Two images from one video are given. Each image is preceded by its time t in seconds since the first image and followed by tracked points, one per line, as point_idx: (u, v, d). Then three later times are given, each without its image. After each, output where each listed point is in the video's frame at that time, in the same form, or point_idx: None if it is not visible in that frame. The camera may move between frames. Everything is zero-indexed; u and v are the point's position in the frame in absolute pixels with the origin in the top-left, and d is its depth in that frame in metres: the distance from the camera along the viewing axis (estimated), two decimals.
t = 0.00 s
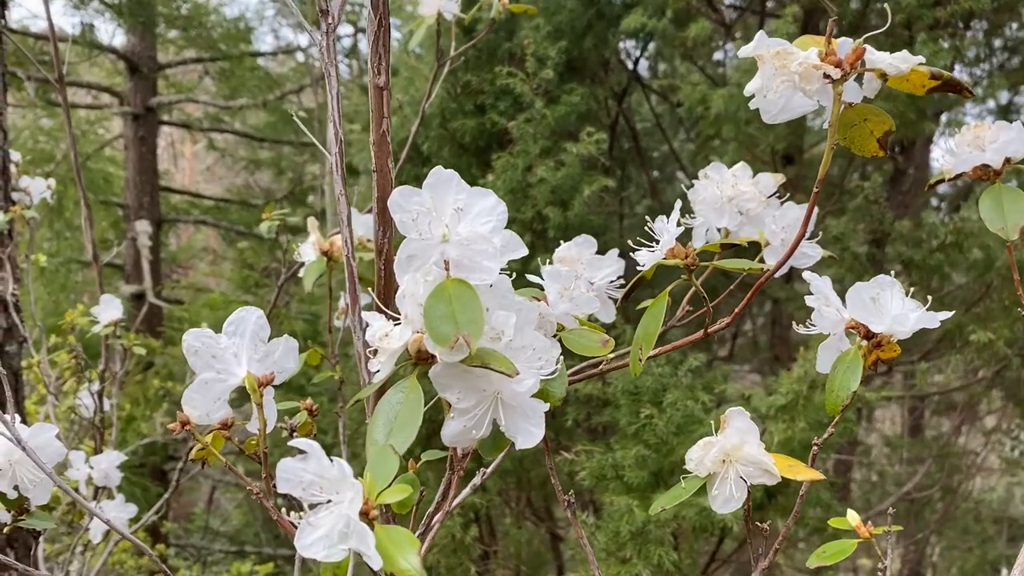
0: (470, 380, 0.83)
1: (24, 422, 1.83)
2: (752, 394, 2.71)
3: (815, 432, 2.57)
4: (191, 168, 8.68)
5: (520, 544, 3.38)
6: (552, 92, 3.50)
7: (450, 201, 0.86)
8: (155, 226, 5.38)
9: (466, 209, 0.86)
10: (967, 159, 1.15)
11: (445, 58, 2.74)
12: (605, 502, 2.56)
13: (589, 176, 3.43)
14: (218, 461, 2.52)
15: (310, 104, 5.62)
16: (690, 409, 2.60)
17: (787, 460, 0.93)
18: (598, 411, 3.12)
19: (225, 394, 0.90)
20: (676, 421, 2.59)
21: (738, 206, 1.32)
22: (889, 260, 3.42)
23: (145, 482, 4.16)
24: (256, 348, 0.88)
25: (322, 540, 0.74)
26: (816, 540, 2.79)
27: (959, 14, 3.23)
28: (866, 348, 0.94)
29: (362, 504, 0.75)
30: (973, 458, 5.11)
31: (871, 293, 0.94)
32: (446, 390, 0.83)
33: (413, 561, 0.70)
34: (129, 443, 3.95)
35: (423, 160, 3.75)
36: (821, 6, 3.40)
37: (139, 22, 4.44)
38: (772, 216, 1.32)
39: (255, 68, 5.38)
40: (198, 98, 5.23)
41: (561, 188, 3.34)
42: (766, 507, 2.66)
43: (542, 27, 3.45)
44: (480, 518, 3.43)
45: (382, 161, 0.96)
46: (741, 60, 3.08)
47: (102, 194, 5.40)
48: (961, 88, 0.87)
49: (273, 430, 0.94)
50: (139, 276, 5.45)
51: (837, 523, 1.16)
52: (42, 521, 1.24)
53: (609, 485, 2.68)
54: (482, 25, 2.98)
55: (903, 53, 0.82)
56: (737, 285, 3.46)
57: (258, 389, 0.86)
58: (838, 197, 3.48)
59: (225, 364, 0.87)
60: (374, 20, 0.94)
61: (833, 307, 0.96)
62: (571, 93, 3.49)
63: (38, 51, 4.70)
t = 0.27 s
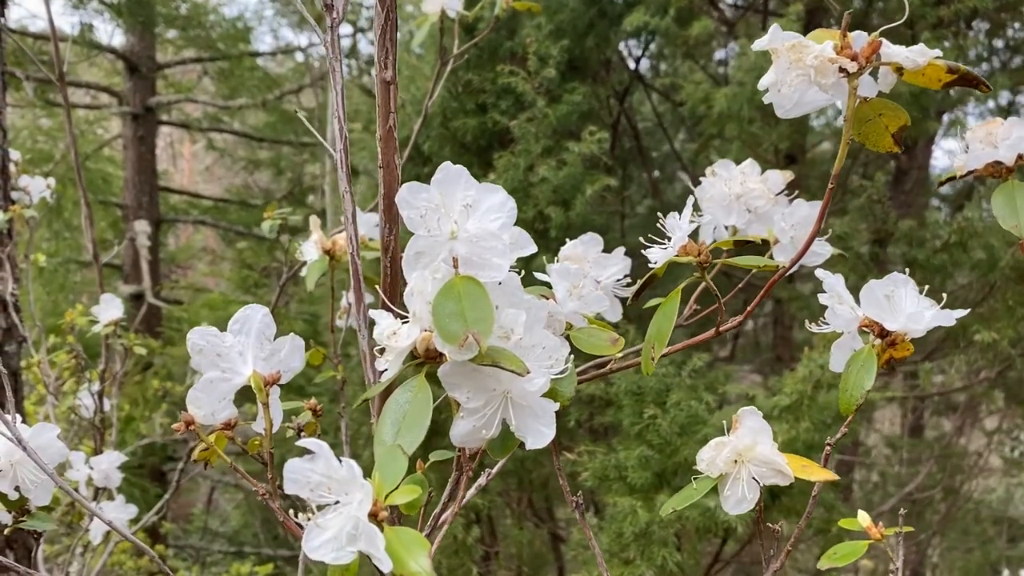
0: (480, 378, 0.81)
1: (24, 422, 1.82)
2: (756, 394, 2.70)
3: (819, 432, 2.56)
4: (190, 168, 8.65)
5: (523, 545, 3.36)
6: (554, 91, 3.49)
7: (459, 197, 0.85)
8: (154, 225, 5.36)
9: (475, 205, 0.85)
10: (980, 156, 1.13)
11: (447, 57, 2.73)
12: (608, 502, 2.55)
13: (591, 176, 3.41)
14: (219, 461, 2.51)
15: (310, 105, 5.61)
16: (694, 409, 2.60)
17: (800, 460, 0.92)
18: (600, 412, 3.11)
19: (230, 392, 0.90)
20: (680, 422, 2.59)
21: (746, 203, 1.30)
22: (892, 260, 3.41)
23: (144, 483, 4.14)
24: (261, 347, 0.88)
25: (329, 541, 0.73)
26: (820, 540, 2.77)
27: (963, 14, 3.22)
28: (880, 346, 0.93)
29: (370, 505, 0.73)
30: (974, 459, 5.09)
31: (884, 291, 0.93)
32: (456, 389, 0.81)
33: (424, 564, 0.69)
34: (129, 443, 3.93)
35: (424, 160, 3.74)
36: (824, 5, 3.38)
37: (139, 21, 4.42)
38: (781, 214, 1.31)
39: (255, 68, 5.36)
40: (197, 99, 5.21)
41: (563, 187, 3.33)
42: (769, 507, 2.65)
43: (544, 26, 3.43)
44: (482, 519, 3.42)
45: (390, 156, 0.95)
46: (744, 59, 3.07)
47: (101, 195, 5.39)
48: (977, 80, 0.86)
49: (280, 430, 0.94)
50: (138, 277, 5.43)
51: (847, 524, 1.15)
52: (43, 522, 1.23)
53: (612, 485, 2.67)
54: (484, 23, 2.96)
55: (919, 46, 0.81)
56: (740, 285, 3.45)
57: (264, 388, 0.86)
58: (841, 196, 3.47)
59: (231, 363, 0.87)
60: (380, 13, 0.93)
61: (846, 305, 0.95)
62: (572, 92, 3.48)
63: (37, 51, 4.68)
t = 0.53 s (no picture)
0: (494, 379, 0.80)
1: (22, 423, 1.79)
2: (762, 394, 2.69)
3: (825, 432, 2.54)
4: (188, 170, 8.64)
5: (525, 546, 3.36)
6: (556, 90, 3.47)
7: (474, 192, 0.83)
8: (153, 226, 5.33)
9: (489, 201, 0.83)
10: (997, 153, 1.12)
11: (450, 55, 2.71)
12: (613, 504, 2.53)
13: (594, 175, 3.39)
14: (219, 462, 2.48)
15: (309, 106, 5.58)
16: (699, 410, 2.59)
17: (820, 461, 0.90)
18: (604, 412, 3.09)
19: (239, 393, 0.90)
20: (685, 422, 2.57)
21: (758, 200, 1.29)
22: (896, 259, 3.39)
23: (142, 484, 4.11)
24: (271, 346, 0.88)
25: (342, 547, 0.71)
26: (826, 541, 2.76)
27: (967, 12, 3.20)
28: (901, 345, 0.91)
29: (385, 508, 0.72)
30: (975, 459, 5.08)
31: (906, 288, 0.92)
32: (470, 390, 0.80)
33: (441, 568, 0.67)
34: (128, 444, 3.91)
35: (425, 158, 3.71)
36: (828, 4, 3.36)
37: (138, 22, 4.39)
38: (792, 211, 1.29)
39: (253, 69, 5.33)
40: (196, 99, 5.18)
41: (566, 186, 3.31)
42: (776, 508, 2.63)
43: (545, 25, 3.41)
44: (484, 519, 3.40)
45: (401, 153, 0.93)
46: (750, 57, 3.05)
47: (100, 195, 5.36)
48: (1000, 73, 0.85)
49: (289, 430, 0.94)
50: (136, 277, 5.40)
51: (863, 526, 1.13)
52: (45, 524, 1.21)
53: (617, 486, 2.65)
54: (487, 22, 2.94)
55: (942, 38, 0.79)
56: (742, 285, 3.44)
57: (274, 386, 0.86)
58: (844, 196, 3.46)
59: (240, 363, 0.87)
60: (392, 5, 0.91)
61: (866, 303, 0.94)
62: (575, 91, 3.46)
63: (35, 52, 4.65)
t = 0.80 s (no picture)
0: (509, 377, 0.78)
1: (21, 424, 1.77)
2: (766, 393, 2.67)
3: (831, 431, 2.52)
4: (185, 170, 8.61)
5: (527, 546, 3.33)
6: (558, 88, 3.44)
7: (487, 186, 0.81)
8: (152, 226, 5.30)
9: (503, 195, 0.81)
10: (1015, 147, 1.11)
11: (452, 53, 2.68)
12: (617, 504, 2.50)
13: (596, 173, 3.37)
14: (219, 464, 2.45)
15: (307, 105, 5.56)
16: (704, 409, 2.57)
17: (839, 461, 0.90)
18: (606, 411, 3.07)
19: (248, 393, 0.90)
20: (689, 422, 2.56)
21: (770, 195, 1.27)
22: (899, 258, 3.38)
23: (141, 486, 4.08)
24: (279, 345, 0.88)
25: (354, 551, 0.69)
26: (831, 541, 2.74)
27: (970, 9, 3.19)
28: (921, 343, 0.90)
29: (399, 511, 0.70)
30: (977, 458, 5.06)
31: (928, 285, 0.91)
32: (484, 389, 0.78)
33: (457, 572, 0.66)
34: (127, 446, 3.89)
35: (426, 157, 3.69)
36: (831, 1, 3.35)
37: (135, 22, 4.35)
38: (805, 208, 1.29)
39: (251, 69, 5.30)
40: (194, 99, 5.15)
41: (568, 185, 3.29)
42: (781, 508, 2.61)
43: (547, 23, 3.40)
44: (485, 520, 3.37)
45: (411, 146, 0.92)
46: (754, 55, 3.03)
47: (97, 195, 5.33)
48: None
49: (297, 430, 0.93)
50: (134, 277, 5.36)
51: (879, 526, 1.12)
52: (47, 527, 1.18)
53: (621, 486, 2.63)
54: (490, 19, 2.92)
55: (967, 29, 0.79)
56: (745, 284, 3.42)
57: (284, 385, 0.86)
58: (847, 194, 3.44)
59: (249, 362, 0.87)
60: None
61: (886, 299, 0.93)
62: (576, 89, 3.44)
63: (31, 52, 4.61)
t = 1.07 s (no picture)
0: (513, 375, 0.76)
1: (15, 426, 1.74)
2: (769, 392, 2.65)
3: (834, 430, 2.50)
4: (182, 170, 8.58)
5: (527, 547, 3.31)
6: (558, 85, 3.42)
7: (490, 177, 0.79)
8: (149, 226, 5.27)
9: (506, 187, 0.79)
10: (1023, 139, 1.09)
11: (451, 49, 2.66)
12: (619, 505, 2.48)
13: (596, 171, 3.35)
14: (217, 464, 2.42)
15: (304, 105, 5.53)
16: (705, 408, 2.54)
17: (851, 460, 0.91)
18: (607, 411, 3.05)
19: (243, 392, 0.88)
20: (691, 421, 2.53)
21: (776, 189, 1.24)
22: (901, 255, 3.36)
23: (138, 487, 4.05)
24: (276, 343, 0.86)
25: (353, 554, 0.67)
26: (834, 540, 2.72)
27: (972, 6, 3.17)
28: (935, 340, 0.89)
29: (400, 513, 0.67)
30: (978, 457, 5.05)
31: (942, 280, 0.89)
32: (487, 387, 0.76)
33: None
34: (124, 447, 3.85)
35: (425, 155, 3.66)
36: None
37: (133, 21, 4.32)
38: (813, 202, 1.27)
39: (249, 68, 5.27)
40: (191, 98, 5.11)
41: (568, 182, 3.27)
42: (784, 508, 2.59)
43: (547, 19, 3.38)
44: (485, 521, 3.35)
45: (410, 138, 0.89)
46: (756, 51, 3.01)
47: (94, 195, 5.30)
48: None
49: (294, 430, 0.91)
50: (132, 278, 5.34)
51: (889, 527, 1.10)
52: (40, 530, 1.16)
53: (622, 487, 2.60)
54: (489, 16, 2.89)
55: (984, 15, 0.80)
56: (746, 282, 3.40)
57: (281, 383, 0.84)
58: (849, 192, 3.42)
59: (244, 359, 0.85)
60: None
61: (898, 294, 0.92)
62: (576, 87, 3.41)
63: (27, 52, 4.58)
